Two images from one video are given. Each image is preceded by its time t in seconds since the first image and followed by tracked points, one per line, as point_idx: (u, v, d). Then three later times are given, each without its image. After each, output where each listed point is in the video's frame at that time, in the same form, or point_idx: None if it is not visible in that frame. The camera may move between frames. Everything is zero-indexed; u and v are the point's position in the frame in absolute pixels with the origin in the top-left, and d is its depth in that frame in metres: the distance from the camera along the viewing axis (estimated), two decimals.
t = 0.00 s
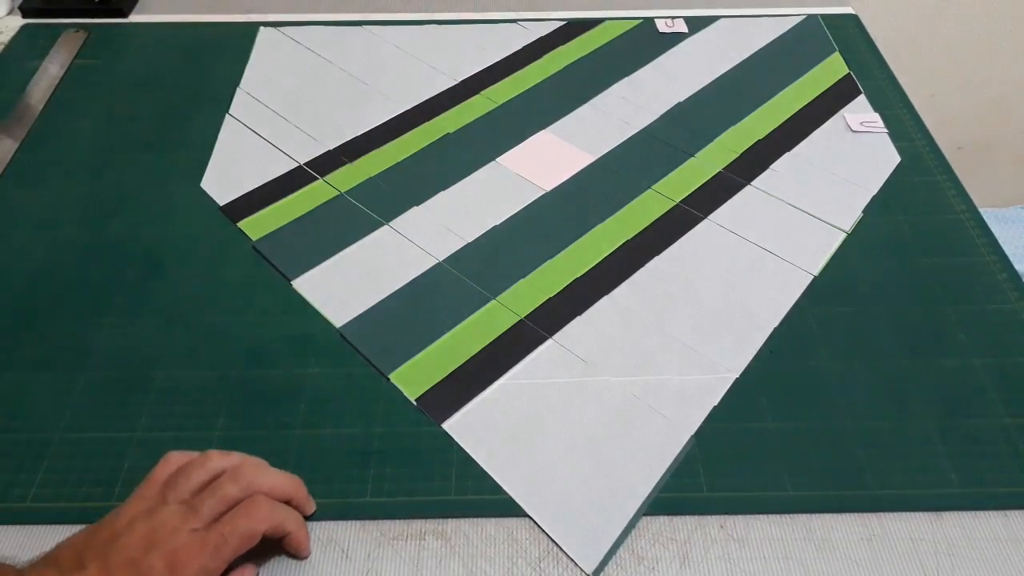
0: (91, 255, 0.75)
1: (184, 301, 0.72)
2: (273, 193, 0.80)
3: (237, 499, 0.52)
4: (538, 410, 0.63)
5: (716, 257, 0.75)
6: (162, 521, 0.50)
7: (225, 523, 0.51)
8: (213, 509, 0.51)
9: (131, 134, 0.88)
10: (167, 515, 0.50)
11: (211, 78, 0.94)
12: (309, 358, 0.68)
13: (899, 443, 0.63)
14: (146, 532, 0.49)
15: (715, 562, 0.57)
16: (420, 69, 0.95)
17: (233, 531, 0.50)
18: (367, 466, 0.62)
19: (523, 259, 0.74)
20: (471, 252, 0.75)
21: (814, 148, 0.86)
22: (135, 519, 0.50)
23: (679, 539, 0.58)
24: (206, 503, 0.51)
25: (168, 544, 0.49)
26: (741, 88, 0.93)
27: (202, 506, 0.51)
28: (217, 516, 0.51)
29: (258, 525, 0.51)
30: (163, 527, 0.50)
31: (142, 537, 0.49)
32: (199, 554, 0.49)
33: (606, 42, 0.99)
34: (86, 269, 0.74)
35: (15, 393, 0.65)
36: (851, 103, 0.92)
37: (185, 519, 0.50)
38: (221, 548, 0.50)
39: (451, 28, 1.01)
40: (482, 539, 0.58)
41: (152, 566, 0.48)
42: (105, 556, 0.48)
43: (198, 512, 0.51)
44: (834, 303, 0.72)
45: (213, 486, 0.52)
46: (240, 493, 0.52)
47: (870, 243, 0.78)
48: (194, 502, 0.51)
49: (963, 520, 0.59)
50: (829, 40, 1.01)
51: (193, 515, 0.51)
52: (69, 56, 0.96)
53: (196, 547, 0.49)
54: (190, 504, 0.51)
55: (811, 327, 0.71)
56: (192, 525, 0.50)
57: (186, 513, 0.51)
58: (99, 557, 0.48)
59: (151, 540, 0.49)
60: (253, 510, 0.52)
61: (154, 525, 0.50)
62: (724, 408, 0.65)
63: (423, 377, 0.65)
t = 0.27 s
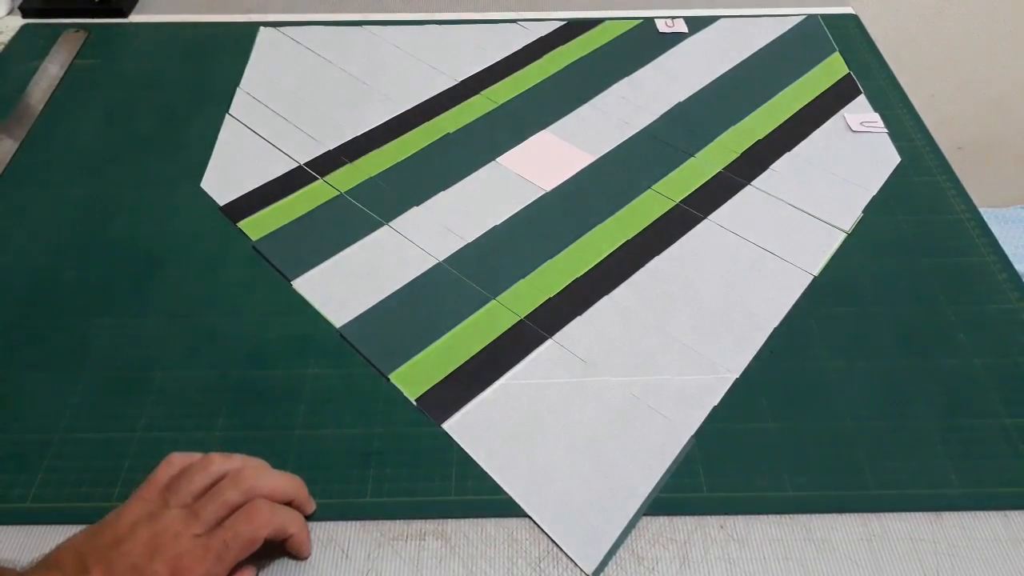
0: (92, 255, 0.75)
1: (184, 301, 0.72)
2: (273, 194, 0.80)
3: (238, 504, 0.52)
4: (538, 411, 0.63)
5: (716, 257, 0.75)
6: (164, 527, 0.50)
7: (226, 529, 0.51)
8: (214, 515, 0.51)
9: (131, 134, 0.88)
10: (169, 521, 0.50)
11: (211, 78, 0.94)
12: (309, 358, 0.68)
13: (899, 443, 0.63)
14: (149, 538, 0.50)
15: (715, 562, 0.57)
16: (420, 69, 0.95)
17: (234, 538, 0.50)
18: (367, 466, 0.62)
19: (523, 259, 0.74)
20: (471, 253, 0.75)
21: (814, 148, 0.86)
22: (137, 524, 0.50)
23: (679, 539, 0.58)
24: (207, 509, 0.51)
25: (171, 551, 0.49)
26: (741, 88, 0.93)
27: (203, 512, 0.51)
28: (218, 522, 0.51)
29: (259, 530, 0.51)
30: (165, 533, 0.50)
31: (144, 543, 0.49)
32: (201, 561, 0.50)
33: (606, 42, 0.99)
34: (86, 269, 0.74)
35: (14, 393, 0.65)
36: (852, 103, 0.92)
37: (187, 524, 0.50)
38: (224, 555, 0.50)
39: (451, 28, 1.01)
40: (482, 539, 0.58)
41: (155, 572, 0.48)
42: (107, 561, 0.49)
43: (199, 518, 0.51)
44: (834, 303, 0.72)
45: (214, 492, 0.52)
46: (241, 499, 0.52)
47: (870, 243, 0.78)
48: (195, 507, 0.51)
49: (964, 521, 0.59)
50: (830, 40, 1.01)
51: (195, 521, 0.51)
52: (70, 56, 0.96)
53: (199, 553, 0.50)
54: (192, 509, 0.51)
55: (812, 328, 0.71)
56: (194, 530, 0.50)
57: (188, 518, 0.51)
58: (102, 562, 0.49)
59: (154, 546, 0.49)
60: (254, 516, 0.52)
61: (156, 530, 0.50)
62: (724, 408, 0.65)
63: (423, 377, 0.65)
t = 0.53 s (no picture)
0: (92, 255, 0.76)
1: (184, 301, 0.72)
2: (273, 194, 0.80)
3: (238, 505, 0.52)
4: (539, 411, 0.63)
5: (716, 257, 0.75)
6: (164, 529, 0.50)
7: (226, 530, 0.51)
8: (213, 516, 0.51)
9: (131, 134, 0.88)
10: (169, 523, 0.50)
11: (211, 78, 0.94)
12: (309, 358, 0.68)
13: (899, 443, 0.63)
14: (149, 540, 0.50)
15: (715, 562, 0.57)
16: (420, 69, 0.95)
17: (234, 540, 0.50)
18: (367, 467, 0.62)
19: (523, 259, 0.74)
20: (471, 253, 0.75)
21: (814, 148, 0.86)
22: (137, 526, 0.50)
23: (679, 539, 0.58)
24: (207, 510, 0.51)
25: (171, 553, 0.49)
26: (741, 88, 0.93)
27: (203, 513, 0.51)
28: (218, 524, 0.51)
29: (259, 532, 0.51)
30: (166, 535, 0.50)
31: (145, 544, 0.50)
32: (202, 563, 0.50)
33: (605, 42, 0.99)
34: (87, 269, 0.74)
35: (15, 394, 0.65)
36: (852, 103, 0.92)
37: (187, 526, 0.50)
38: (224, 557, 0.50)
39: (451, 28, 1.01)
40: (482, 539, 0.58)
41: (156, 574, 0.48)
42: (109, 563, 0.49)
43: (199, 519, 0.51)
44: (834, 303, 0.72)
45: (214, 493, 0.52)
46: (241, 500, 0.52)
47: (870, 243, 0.78)
48: (195, 509, 0.51)
49: (963, 521, 0.59)
50: (830, 39, 1.01)
51: (196, 522, 0.51)
52: (70, 56, 0.96)
53: (199, 556, 0.50)
54: (192, 511, 0.51)
55: (811, 328, 0.71)
56: (194, 532, 0.50)
57: (188, 520, 0.51)
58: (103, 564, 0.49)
59: (154, 549, 0.49)
60: (254, 517, 0.51)
61: (156, 532, 0.50)
62: (724, 408, 0.65)
63: (423, 377, 0.65)
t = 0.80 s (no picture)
0: (92, 256, 0.76)
1: (184, 301, 0.72)
2: (273, 194, 0.80)
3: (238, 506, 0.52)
4: (539, 411, 0.63)
5: (716, 257, 0.75)
6: (164, 529, 0.50)
7: (227, 531, 0.51)
8: (213, 517, 0.51)
9: (131, 134, 0.88)
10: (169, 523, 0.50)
11: (211, 78, 0.94)
12: (309, 358, 0.68)
13: (899, 443, 0.63)
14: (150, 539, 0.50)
15: (715, 563, 0.57)
16: (420, 69, 0.95)
17: (234, 541, 0.50)
18: (367, 467, 0.62)
19: (523, 259, 0.74)
20: (471, 253, 0.75)
21: (814, 148, 0.86)
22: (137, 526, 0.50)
23: (679, 539, 0.58)
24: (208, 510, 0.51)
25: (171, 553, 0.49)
26: (741, 88, 0.93)
27: (203, 514, 0.51)
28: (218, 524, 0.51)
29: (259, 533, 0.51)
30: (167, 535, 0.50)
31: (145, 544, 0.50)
32: (201, 563, 0.50)
33: (605, 42, 0.99)
34: (86, 269, 0.74)
35: (15, 394, 0.65)
36: (852, 103, 0.92)
37: (187, 526, 0.50)
38: (224, 558, 0.50)
39: (451, 28, 1.01)
40: (482, 539, 0.58)
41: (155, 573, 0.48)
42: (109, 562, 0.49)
43: (199, 520, 0.51)
44: (834, 303, 0.72)
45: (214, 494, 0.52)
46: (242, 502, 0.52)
47: (869, 243, 0.78)
48: (195, 509, 0.51)
49: (963, 521, 0.59)
50: (830, 39, 1.01)
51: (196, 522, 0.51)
52: (69, 56, 0.96)
53: (199, 556, 0.50)
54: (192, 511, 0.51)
55: (811, 328, 0.71)
56: (194, 532, 0.50)
57: (188, 520, 0.51)
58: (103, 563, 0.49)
59: (154, 549, 0.49)
60: (254, 518, 0.52)
61: (156, 532, 0.50)
62: (724, 408, 0.65)
63: (423, 377, 0.65)
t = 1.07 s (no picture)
0: (92, 256, 0.76)
1: (184, 301, 0.72)
2: (273, 194, 0.80)
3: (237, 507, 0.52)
4: (539, 411, 0.63)
5: (716, 257, 0.75)
6: (163, 529, 0.50)
7: (226, 531, 0.50)
8: (212, 517, 0.51)
9: (131, 134, 0.88)
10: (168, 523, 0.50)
11: (211, 78, 0.94)
12: (309, 359, 0.68)
13: (899, 443, 0.63)
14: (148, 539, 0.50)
15: (715, 563, 0.57)
16: (420, 69, 0.95)
17: (232, 542, 0.50)
18: (367, 467, 0.62)
19: (523, 259, 0.74)
20: (471, 253, 0.75)
21: (813, 148, 0.86)
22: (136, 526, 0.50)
23: (679, 539, 0.58)
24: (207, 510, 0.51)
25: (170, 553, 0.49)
26: (741, 88, 0.93)
27: (202, 514, 0.51)
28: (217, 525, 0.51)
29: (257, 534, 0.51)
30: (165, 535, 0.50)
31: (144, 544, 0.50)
32: (199, 564, 0.49)
33: (605, 42, 0.99)
34: (86, 270, 0.74)
35: (15, 394, 0.65)
36: (852, 103, 0.92)
37: (186, 526, 0.50)
38: (222, 558, 0.50)
39: (451, 27, 1.01)
40: (482, 539, 0.58)
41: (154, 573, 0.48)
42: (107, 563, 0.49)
43: (198, 520, 0.51)
44: (834, 303, 0.72)
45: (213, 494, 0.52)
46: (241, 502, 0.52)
47: (869, 243, 0.78)
48: (194, 510, 0.51)
49: (963, 521, 0.59)
50: (830, 39, 1.01)
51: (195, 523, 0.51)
52: (69, 56, 0.96)
53: (197, 556, 0.50)
54: (191, 511, 0.51)
55: (811, 328, 0.71)
56: (193, 533, 0.50)
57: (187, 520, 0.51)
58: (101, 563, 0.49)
59: (152, 549, 0.49)
60: (253, 519, 0.52)
61: (154, 532, 0.50)
62: (724, 408, 0.65)
63: (423, 377, 0.65)
